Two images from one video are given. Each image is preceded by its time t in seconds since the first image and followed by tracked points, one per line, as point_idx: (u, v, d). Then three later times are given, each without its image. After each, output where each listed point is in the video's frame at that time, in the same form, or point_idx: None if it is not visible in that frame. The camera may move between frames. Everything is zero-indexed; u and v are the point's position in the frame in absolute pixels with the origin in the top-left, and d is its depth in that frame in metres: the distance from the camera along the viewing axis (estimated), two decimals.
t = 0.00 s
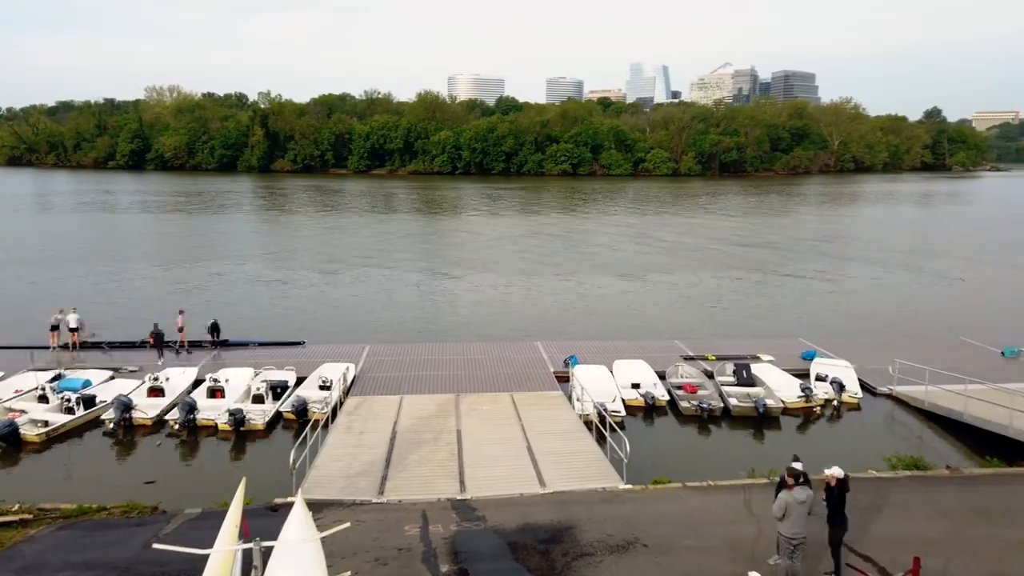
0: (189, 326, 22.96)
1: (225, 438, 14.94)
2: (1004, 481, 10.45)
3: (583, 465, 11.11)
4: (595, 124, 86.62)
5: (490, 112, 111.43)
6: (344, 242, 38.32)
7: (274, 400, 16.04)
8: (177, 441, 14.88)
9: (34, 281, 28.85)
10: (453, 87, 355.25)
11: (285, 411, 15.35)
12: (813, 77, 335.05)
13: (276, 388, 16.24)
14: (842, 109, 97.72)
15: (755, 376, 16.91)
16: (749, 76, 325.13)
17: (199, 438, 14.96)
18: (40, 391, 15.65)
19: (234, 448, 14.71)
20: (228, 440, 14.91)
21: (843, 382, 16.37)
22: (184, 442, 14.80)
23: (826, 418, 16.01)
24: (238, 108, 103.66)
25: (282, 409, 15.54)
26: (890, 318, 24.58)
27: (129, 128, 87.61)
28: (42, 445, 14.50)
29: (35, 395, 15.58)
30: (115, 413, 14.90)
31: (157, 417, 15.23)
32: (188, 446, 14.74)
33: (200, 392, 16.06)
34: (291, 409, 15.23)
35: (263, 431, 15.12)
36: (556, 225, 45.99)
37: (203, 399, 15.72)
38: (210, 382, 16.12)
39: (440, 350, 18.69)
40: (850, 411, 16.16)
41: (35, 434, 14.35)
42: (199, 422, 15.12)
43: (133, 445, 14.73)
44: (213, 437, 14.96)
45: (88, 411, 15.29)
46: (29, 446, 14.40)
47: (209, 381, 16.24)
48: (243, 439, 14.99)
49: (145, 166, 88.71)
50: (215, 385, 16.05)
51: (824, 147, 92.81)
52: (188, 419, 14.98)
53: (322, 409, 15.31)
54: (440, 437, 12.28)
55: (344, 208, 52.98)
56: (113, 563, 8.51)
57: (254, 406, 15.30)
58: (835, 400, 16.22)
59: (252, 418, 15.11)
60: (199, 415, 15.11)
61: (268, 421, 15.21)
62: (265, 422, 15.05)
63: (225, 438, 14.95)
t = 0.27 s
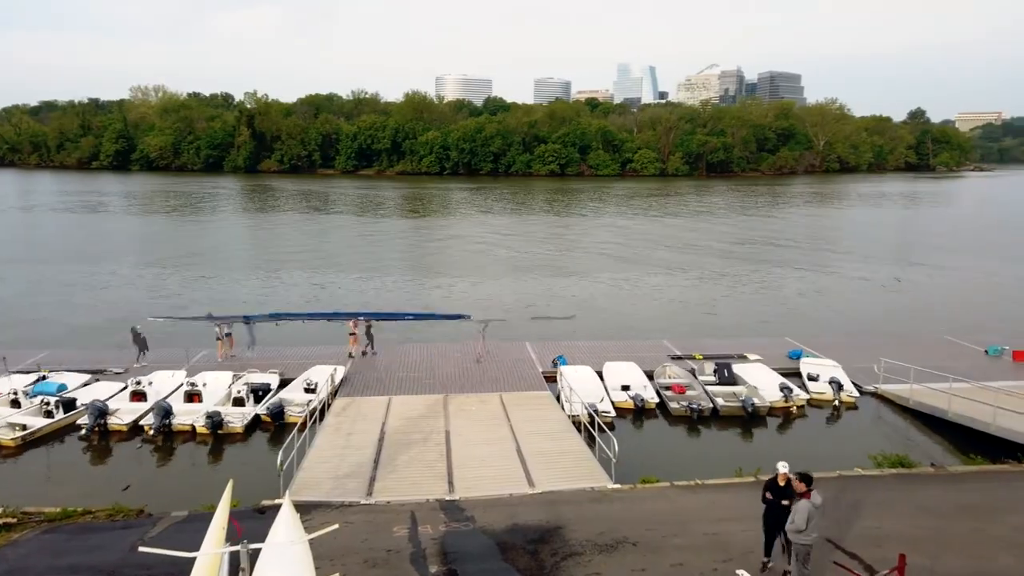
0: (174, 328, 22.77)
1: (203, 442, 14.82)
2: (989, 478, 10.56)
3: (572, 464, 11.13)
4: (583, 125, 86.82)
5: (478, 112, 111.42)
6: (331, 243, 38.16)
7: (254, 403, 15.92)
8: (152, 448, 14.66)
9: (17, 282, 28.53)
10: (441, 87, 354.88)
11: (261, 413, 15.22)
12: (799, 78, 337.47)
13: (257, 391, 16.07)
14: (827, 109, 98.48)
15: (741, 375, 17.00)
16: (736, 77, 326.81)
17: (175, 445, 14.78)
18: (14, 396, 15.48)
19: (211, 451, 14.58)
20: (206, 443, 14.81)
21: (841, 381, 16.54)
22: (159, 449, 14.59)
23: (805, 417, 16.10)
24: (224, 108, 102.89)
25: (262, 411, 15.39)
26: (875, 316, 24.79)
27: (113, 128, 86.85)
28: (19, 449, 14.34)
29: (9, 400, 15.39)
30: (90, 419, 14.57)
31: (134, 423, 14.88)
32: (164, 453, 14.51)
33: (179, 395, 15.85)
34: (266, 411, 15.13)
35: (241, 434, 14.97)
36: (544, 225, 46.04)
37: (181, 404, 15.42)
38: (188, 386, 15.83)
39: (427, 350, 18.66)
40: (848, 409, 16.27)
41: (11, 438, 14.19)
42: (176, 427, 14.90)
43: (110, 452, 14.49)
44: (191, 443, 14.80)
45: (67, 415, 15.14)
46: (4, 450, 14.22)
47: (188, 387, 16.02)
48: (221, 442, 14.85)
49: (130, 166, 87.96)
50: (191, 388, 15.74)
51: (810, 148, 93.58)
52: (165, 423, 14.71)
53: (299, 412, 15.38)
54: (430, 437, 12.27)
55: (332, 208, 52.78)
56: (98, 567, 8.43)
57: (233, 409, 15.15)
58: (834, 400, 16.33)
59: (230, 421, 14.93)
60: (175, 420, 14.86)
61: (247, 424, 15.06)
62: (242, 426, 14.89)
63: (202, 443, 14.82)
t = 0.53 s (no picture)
0: (160, 330, 22.61)
1: (175, 444, 14.71)
2: (974, 475, 10.66)
3: (561, 464, 11.16)
4: (571, 125, 86.97)
5: (466, 112, 111.36)
6: (319, 244, 38.00)
7: (239, 405, 15.61)
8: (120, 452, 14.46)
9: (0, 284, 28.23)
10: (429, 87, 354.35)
11: (239, 416, 15.04)
12: (785, 79, 339.66)
13: (242, 393, 15.84)
14: (813, 110, 99.20)
15: (731, 375, 17.03)
16: (723, 78, 328.35)
17: (145, 449, 14.60)
18: None
19: (182, 453, 14.52)
20: (179, 445, 14.71)
21: (837, 381, 16.55)
22: (129, 454, 14.41)
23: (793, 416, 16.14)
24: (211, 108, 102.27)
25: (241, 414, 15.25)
26: (860, 315, 25.01)
27: (98, 129, 86.13)
28: None
29: None
30: (65, 423, 14.35)
31: (108, 427, 14.63)
32: (132, 458, 14.32)
33: (160, 399, 15.65)
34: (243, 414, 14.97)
35: (214, 438, 14.81)
36: (532, 225, 46.09)
37: (160, 409, 15.22)
38: (168, 390, 15.63)
39: (416, 352, 18.63)
40: (845, 411, 16.23)
41: None
42: (144, 431, 14.72)
43: (82, 455, 14.34)
44: (163, 447, 14.63)
45: (48, 417, 14.98)
46: None
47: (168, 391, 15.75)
48: (193, 445, 14.75)
49: (115, 167, 87.25)
50: (172, 392, 15.52)
51: (796, 148, 94.26)
52: (132, 428, 14.54)
53: (279, 414, 15.16)
54: (420, 438, 12.23)
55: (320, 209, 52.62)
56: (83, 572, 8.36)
57: (209, 412, 15.02)
58: (832, 401, 16.32)
59: (204, 424, 14.82)
60: (144, 424, 14.69)
61: (222, 428, 14.91)
62: (216, 428, 14.73)
63: (175, 445, 14.72)
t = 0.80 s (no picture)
0: (146, 331, 22.43)
1: (153, 445, 14.57)
2: (960, 472, 10.76)
3: (550, 464, 11.18)
4: (559, 126, 87.12)
5: (454, 113, 111.22)
6: (306, 245, 37.83)
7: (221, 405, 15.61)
8: (95, 454, 14.29)
9: None
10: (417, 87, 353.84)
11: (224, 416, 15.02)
12: (771, 80, 341.87)
13: (224, 394, 15.71)
14: (799, 111, 99.97)
15: (718, 373, 17.18)
16: (710, 78, 330.01)
17: (121, 450, 14.42)
18: None
19: (161, 452, 14.41)
20: (157, 445, 14.58)
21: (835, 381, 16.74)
22: (103, 454, 14.27)
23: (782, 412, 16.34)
24: (196, 108, 101.62)
25: (224, 414, 15.24)
26: (846, 314, 25.21)
27: (82, 129, 85.37)
28: None
29: None
30: (39, 424, 14.18)
31: (83, 428, 14.58)
32: (108, 459, 14.16)
33: (142, 400, 15.50)
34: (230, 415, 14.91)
35: (192, 439, 14.69)
36: (520, 226, 46.11)
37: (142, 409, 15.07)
38: (150, 391, 15.48)
39: (404, 352, 18.61)
40: (841, 408, 16.48)
41: None
42: (120, 433, 14.53)
43: (57, 455, 14.24)
44: (140, 448, 14.46)
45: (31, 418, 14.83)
46: None
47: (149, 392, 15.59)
48: (172, 445, 14.61)
49: (100, 167, 86.51)
50: (153, 393, 15.38)
51: (782, 148, 94.94)
52: (108, 429, 14.35)
53: (266, 414, 15.06)
54: (407, 439, 12.21)
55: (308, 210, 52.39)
56: None
57: (188, 413, 14.91)
58: (831, 399, 16.49)
59: (183, 425, 14.72)
60: (120, 426, 14.48)
61: (202, 429, 14.81)
62: (196, 429, 14.64)
63: (154, 446, 14.58)
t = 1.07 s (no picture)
0: (132, 334, 22.26)
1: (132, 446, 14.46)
2: (945, 469, 10.86)
3: (539, 464, 11.19)
4: (547, 126, 87.21)
5: (442, 113, 111.03)
6: (293, 246, 37.65)
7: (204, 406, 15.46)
8: (71, 455, 14.20)
9: None
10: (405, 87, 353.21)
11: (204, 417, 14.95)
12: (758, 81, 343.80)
13: (209, 394, 15.58)
14: (785, 111, 100.62)
15: (707, 371, 17.24)
16: (696, 78, 331.46)
17: (96, 452, 14.28)
18: None
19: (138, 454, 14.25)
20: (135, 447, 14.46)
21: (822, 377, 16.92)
22: (77, 456, 14.15)
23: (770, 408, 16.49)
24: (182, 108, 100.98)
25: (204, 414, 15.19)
26: (832, 313, 25.38)
27: (66, 129, 84.60)
28: None
29: None
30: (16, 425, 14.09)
31: (60, 428, 14.46)
32: (83, 460, 14.09)
33: (122, 402, 15.27)
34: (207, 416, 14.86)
35: (170, 440, 14.60)
36: (509, 226, 46.11)
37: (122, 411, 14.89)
38: (130, 393, 15.27)
39: (393, 353, 18.56)
40: (829, 403, 16.63)
41: None
42: (96, 435, 14.37)
43: (36, 457, 14.13)
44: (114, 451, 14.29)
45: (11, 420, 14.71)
46: None
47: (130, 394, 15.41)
48: (150, 446, 14.50)
49: (84, 168, 85.79)
50: (134, 394, 15.20)
51: (768, 148, 95.50)
52: (83, 430, 14.22)
53: (243, 415, 15.14)
54: (397, 440, 12.18)
55: (295, 210, 52.17)
56: None
57: (168, 415, 14.83)
58: (820, 395, 16.65)
59: (160, 426, 14.62)
60: (95, 428, 14.34)
61: (180, 430, 14.73)
62: (173, 430, 14.54)
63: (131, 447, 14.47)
